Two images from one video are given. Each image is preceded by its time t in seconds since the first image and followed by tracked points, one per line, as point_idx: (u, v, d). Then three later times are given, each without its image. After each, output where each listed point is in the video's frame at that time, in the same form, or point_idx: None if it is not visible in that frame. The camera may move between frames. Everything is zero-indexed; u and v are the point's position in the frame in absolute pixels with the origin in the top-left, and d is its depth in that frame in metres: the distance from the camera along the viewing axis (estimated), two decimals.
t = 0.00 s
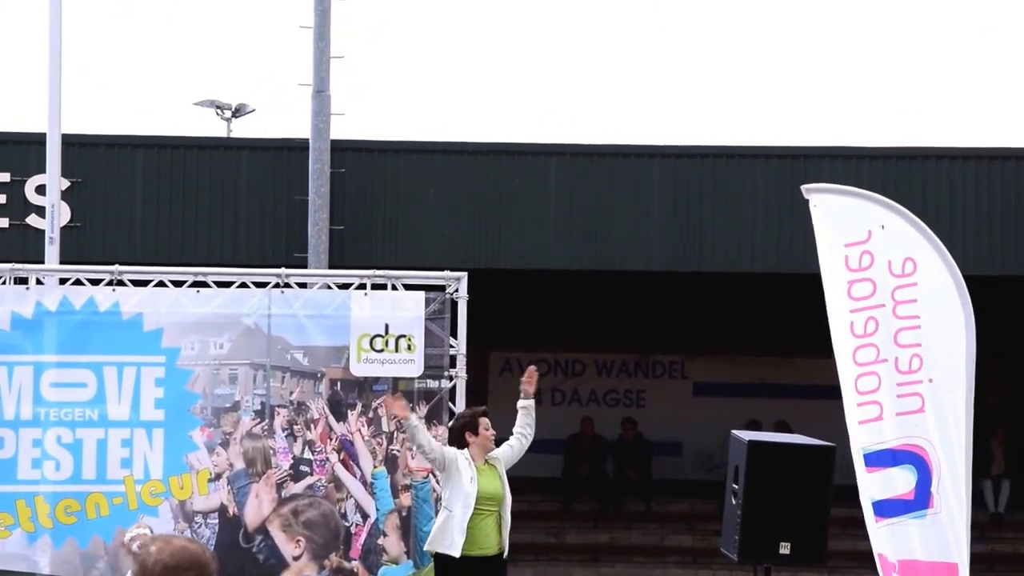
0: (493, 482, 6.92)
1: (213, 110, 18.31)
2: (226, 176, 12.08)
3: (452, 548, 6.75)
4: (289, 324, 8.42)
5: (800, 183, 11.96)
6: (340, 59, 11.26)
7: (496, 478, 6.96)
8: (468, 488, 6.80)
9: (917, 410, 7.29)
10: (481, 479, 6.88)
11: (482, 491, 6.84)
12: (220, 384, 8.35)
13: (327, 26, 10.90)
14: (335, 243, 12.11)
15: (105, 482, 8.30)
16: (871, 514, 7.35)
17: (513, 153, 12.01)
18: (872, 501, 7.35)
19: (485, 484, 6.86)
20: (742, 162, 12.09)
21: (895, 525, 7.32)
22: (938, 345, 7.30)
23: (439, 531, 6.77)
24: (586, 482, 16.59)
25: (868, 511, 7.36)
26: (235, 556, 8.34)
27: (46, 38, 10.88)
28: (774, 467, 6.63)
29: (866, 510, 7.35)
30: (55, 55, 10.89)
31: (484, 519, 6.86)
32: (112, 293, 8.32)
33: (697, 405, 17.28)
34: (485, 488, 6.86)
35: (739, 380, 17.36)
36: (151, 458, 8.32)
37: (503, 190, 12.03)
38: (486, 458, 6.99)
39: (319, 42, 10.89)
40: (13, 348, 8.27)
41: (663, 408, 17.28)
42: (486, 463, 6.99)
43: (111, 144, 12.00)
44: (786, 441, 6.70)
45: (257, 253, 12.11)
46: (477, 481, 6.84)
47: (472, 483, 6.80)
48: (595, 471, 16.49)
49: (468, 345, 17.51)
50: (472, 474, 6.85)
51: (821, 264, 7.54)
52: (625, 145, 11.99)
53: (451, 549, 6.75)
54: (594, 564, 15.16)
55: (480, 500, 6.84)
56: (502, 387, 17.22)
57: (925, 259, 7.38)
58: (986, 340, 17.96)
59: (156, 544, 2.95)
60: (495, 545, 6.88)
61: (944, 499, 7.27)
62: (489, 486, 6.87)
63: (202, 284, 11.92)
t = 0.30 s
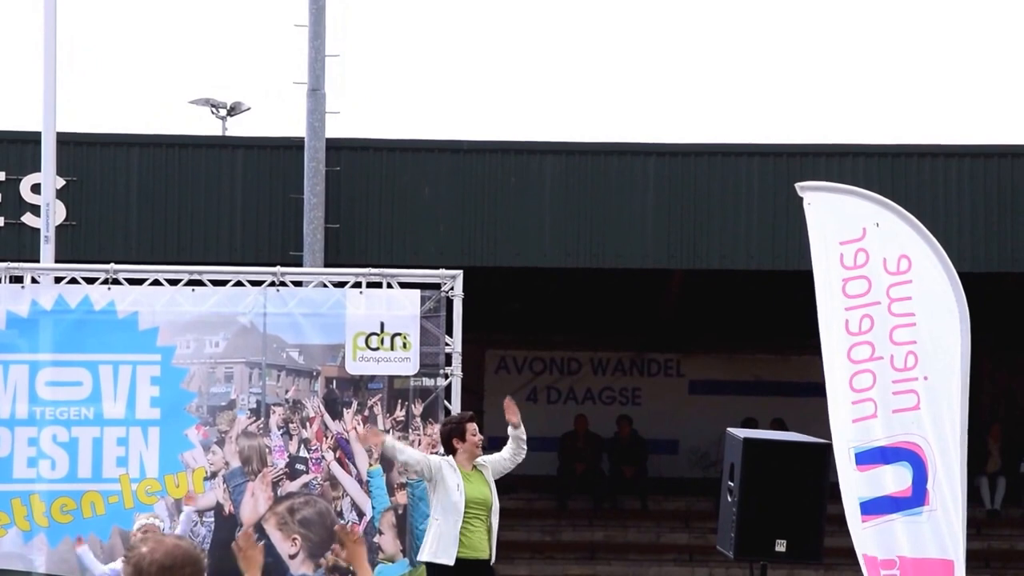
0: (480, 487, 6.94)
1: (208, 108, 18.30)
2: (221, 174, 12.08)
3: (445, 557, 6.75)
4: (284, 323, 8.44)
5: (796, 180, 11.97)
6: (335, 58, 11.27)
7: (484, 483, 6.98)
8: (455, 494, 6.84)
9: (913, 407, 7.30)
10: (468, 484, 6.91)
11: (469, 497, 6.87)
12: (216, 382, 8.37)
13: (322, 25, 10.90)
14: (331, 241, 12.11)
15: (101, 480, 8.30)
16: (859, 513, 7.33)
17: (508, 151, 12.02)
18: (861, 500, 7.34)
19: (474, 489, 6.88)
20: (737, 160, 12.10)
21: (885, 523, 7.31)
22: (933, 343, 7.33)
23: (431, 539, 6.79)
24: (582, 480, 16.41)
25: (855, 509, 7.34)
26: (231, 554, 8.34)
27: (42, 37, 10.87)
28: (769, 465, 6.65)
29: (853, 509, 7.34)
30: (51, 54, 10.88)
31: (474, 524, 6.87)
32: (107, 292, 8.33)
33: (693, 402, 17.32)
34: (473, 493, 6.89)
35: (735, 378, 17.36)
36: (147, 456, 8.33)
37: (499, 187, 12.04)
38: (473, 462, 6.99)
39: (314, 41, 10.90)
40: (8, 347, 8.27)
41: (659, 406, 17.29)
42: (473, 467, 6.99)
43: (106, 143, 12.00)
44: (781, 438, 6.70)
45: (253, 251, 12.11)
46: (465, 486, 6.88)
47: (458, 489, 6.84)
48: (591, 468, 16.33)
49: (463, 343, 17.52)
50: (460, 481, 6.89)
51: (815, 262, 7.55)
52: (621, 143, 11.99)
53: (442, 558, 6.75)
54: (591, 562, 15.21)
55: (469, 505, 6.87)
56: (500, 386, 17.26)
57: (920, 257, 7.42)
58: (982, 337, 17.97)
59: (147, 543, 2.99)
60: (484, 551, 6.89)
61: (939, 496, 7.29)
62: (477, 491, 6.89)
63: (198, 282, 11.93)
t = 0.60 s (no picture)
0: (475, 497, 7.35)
1: (204, 107, 18.28)
2: (217, 172, 12.07)
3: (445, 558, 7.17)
4: (281, 321, 8.45)
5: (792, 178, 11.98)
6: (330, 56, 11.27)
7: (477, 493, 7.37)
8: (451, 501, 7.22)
9: (910, 404, 7.31)
10: (463, 493, 7.30)
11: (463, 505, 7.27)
12: (213, 381, 8.36)
13: (318, 23, 10.90)
14: (328, 239, 12.12)
15: (98, 479, 8.30)
16: (860, 510, 7.33)
17: (504, 149, 12.02)
18: (863, 496, 7.35)
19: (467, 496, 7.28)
20: (733, 157, 12.10)
21: (884, 520, 7.31)
22: (929, 340, 7.34)
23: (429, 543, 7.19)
24: (579, 478, 16.28)
25: (857, 506, 7.34)
26: (228, 553, 8.35)
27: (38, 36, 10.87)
28: (765, 463, 6.66)
29: (856, 505, 7.34)
30: (46, 52, 10.88)
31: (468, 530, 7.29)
32: (103, 291, 8.35)
33: (690, 400, 17.32)
34: (467, 502, 7.29)
35: (732, 375, 17.37)
36: (144, 455, 8.33)
37: (495, 185, 12.04)
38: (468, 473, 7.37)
39: (310, 39, 10.89)
40: (4, 346, 8.27)
41: (655, 404, 17.33)
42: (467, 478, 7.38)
43: (102, 141, 11.98)
44: (777, 436, 6.71)
45: (249, 248, 12.11)
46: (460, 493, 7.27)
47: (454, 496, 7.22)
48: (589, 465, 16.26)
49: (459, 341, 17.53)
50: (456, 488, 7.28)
51: (812, 259, 7.57)
52: (618, 140, 12.00)
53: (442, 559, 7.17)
54: (588, 560, 15.24)
55: (463, 513, 7.28)
56: (497, 385, 17.22)
57: (916, 254, 7.42)
58: (977, 335, 17.98)
59: (143, 544, 2.76)
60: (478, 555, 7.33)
61: (936, 493, 7.29)
62: (471, 499, 7.30)
63: (194, 280, 11.92)
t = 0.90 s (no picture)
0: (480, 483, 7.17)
1: (201, 105, 18.27)
2: (214, 171, 12.07)
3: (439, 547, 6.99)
4: (279, 320, 8.45)
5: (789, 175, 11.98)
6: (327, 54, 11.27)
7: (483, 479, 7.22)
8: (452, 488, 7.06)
9: (907, 402, 7.32)
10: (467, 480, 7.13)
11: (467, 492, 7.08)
12: (210, 379, 8.38)
13: (314, 21, 10.89)
14: (325, 238, 12.11)
15: (95, 478, 8.30)
16: (860, 506, 7.40)
17: (501, 147, 12.03)
18: (862, 492, 7.40)
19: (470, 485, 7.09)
20: (730, 155, 12.10)
21: (883, 517, 7.35)
22: (928, 337, 7.31)
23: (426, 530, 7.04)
24: (576, 474, 16.39)
25: (857, 502, 7.41)
26: (225, 551, 8.34)
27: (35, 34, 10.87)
28: (763, 460, 6.66)
29: (856, 501, 7.41)
30: (43, 51, 10.86)
31: (471, 517, 7.10)
32: (101, 289, 8.34)
33: (689, 397, 17.31)
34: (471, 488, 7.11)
35: (729, 372, 17.39)
36: (142, 453, 8.33)
37: (490, 181, 12.05)
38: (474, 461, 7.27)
39: (306, 37, 10.88)
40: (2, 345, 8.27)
41: (653, 401, 17.32)
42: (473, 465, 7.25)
43: (99, 140, 11.97)
44: (774, 433, 6.71)
45: (246, 247, 12.10)
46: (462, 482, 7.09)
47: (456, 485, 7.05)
48: (586, 462, 16.35)
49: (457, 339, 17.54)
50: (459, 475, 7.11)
51: (810, 258, 7.63)
52: (614, 138, 12.00)
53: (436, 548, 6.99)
54: (586, 557, 15.26)
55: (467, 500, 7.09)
56: (493, 382, 17.22)
57: (913, 251, 7.41)
58: (974, 332, 17.99)
59: (130, 540, 2.85)
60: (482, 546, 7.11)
61: (933, 491, 7.29)
62: (475, 486, 7.12)
63: (191, 278, 11.92)
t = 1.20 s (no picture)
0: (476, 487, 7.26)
1: (199, 104, 18.26)
2: (212, 168, 12.06)
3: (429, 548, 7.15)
4: (277, 318, 8.44)
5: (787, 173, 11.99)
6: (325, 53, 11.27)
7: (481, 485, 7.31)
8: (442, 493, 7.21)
9: (906, 399, 7.33)
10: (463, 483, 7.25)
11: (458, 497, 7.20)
12: (209, 377, 8.38)
13: (312, 20, 10.88)
14: (323, 236, 12.09)
15: (94, 476, 8.31)
16: (855, 504, 7.37)
17: (500, 145, 12.03)
18: (856, 491, 7.38)
19: (463, 491, 7.21)
20: (728, 153, 12.11)
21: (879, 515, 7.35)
22: (926, 334, 7.35)
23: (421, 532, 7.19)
24: (576, 472, 16.33)
25: (851, 500, 7.38)
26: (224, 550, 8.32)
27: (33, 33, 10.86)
28: (761, 458, 6.66)
29: (849, 500, 7.37)
30: (41, 49, 10.86)
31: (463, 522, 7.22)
32: (99, 287, 8.34)
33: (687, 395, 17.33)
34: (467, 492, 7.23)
35: (727, 370, 17.40)
36: (140, 452, 8.34)
37: (487, 179, 12.05)
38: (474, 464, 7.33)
39: (304, 35, 10.88)
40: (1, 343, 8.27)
41: (652, 399, 17.32)
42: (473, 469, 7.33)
43: (97, 138, 11.96)
44: (772, 430, 6.72)
45: (245, 245, 12.09)
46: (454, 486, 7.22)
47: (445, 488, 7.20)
48: (585, 460, 16.32)
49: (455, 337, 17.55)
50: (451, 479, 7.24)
51: (808, 255, 7.59)
52: (612, 136, 12.02)
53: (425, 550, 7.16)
54: (585, 554, 15.29)
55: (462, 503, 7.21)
56: (492, 380, 17.24)
57: (911, 248, 7.43)
58: (971, 330, 18.00)
59: (128, 544, 2.77)
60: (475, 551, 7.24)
61: (933, 487, 7.31)
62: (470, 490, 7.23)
63: (189, 276, 11.91)
